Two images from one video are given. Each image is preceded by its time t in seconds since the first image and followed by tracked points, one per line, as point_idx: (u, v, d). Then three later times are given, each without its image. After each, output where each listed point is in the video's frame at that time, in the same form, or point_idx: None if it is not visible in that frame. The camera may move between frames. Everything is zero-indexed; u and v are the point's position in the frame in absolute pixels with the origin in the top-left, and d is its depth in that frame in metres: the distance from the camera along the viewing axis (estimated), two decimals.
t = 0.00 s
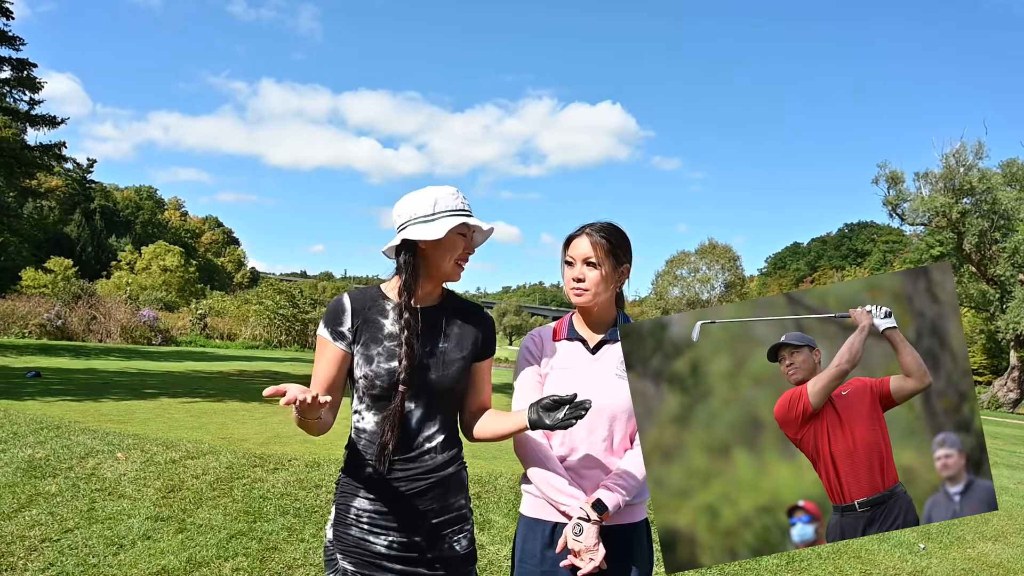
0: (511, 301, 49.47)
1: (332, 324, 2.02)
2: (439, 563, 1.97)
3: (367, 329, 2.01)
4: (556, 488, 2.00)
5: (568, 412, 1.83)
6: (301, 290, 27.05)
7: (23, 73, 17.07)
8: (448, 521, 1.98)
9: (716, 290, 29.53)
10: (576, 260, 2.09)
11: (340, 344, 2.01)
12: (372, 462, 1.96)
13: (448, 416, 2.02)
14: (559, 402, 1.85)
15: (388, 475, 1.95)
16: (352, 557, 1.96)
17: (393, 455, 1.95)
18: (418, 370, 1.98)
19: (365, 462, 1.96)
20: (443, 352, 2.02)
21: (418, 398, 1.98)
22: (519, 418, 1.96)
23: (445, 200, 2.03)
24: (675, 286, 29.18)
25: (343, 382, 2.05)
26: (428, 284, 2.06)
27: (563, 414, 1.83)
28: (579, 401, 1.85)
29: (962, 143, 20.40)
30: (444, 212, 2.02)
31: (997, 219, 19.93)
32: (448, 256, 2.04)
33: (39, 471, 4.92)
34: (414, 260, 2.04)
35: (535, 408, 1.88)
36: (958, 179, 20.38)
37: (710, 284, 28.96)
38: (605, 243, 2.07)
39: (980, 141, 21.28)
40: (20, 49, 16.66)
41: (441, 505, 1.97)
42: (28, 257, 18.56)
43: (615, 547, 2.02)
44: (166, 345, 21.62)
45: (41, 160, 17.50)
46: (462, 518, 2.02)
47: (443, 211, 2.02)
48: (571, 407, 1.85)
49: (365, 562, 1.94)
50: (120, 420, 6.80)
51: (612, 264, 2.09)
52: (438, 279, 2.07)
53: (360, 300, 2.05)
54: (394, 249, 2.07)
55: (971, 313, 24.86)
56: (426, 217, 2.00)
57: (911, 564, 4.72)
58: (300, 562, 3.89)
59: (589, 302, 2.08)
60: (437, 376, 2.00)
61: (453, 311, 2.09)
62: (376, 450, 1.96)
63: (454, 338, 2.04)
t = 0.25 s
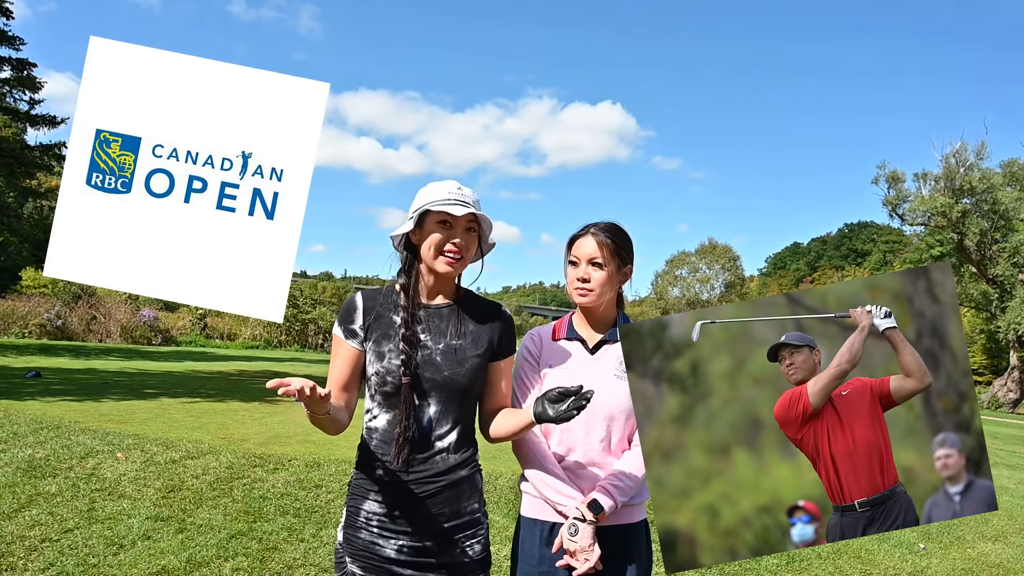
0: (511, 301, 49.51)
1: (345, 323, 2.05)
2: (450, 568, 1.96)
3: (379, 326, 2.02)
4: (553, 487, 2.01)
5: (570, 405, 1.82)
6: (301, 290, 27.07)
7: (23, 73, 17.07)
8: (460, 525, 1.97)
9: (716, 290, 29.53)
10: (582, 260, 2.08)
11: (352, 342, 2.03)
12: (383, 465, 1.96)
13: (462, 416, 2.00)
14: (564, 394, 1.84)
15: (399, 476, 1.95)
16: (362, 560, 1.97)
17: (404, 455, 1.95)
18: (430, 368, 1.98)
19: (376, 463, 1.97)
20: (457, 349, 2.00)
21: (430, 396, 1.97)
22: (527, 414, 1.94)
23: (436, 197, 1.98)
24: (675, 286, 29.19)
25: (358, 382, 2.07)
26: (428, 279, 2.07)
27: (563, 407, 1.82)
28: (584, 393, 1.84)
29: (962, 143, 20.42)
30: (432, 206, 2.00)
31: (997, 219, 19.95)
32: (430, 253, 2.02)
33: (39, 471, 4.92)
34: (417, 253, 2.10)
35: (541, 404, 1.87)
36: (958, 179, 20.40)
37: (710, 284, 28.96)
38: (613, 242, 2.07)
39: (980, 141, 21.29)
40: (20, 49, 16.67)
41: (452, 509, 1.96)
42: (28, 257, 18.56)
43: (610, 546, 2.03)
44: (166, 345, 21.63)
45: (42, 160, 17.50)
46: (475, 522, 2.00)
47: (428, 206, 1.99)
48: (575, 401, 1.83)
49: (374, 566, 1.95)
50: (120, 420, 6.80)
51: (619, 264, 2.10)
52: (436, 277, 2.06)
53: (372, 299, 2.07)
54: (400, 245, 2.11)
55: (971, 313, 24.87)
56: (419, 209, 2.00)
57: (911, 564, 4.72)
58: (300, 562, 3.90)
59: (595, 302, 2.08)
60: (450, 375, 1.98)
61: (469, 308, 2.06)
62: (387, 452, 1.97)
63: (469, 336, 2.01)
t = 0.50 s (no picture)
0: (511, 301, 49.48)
1: (359, 324, 2.09)
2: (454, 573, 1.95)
3: (391, 327, 2.04)
4: (557, 490, 2.00)
5: (582, 428, 1.79)
6: (301, 290, 27.09)
7: (23, 72, 17.06)
8: (466, 531, 1.95)
9: (716, 290, 29.52)
10: (584, 261, 2.08)
11: (365, 343, 2.06)
12: (390, 467, 1.97)
13: (473, 420, 1.98)
14: (575, 417, 1.81)
15: (406, 478, 1.95)
16: (366, 561, 1.98)
17: (412, 456, 1.96)
18: (440, 371, 1.97)
19: (383, 464, 1.98)
20: (468, 353, 1.98)
21: (439, 400, 1.96)
22: (535, 430, 1.92)
23: (436, 197, 1.98)
24: (675, 286, 29.18)
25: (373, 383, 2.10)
26: (437, 281, 2.07)
27: (573, 431, 1.79)
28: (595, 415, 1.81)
29: (963, 143, 20.41)
30: (430, 207, 2.01)
31: (997, 219, 19.95)
32: (430, 252, 2.02)
33: (39, 471, 4.92)
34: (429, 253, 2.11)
35: (554, 420, 1.84)
36: (958, 179, 20.41)
37: (710, 284, 28.95)
38: (614, 245, 2.08)
39: (980, 141, 21.28)
40: (20, 49, 16.66)
41: (458, 514, 1.95)
42: (28, 257, 18.54)
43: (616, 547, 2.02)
44: (166, 345, 21.64)
45: (42, 160, 17.50)
46: (483, 527, 1.98)
47: (426, 208, 2.00)
48: (587, 422, 1.81)
49: (378, 567, 1.96)
50: (120, 420, 6.80)
51: (618, 267, 2.11)
52: (444, 279, 2.05)
53: (386, 299, 2.09)
54: (412, 246, 2.14)
55: (971, 313, 24.87)
56: (420, 211, 2.03)
57: (911, 563, 4.72)
58: (300, 562, 3.90)
59: (595, 303, 2.09)
60: (460, 380, 1.96)
61: (484, 312, 2.05)
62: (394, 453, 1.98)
63: (481, 340, 1.99)
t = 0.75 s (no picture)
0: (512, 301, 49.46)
1: (367, 319, 2.08)
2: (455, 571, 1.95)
3: (399, 323, 2.03)
4: (560, 494, 1.99)
5: (585, 435, 1.76)
6: (302, 290, 27.11)
7: (23, 72, 17.07)
8: (469, 530, 1.95)
9: (716, 290, 29.50)
10: (587, 263, 2.07)
11: (373, 340, 2.05)
12: (395, 464, 1.97)
13: (479, 420, 1.97)
14: (578, 422, 1.79)
15: (410, 476, 1.95)
16: (369, 557, 1.97)
17: (417, 455, 1.95)
18: (447, 370, 1.96)
19: (389, 461, 1.98)
20: (476, 352, 1.97)
21: (446, 399, 1.96)
22: (541, 433, 1.91)
23: (443, 190, 1.99)
24: (675, 286, 29.16)
25: (380, 379, 2.09)
26: (445, 277, 2.06)
27: (576, 436, 1.77)
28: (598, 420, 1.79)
29: (963, 144, 20.40)
30: (438, 201, 2.01)
31: (997, 219, 19.96)
32: (437, 247, 2.02)
33: (39, 471, 4.92)
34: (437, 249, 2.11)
35: (560, 425, 1.81)
36: (958, 179, 20.40)
37: (710, 284, 28.94)
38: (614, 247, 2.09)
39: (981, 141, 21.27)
40: (20, 49, 16.67)
41: (462, 514, 1.95)
42: (28, 257, 18.54)
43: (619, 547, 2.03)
44: (166, 345, 21.65)
45: (42, 160, 17.50)
46: (486, 526, 1.98)
47: (433, 202, 2.01)
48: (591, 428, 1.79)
49: (380, 564, 1.96)
50: (120, 420, 6.80)
51: (618, 269, 2.12)
52: (451, 276, 2.04)
53: (395, 296, 2.09)
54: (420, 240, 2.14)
55: (971, 313, 24.86)
56: (427, 205, 2.03)
57: (912, 564, 4.72)
58: (300, 562, 3.90)
59: (597, 305, 2.08)
60: (467, 379, 1.95)
61: (492, 310, 2.03)
62: (399, 451, 1.97)
63: (490, 339, 1.98)
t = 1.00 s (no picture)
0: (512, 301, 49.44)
1: (369, 318, 2.07)
2: (457, 568, 1.95)
3: (402, 322, 2.03)
4: (562, 493, 1.99)
5: (592, 427, 1.78)
6: (302, 290, 27.12)
7: (23, 73, 17.07)
8: (470, 527, 1.96)
9: (716, 290, 29.47)
10: (592, 264, 2.06)
11: (376, 339, 2.05)
12: (397, 462, 1.97)
13: (481, 419, 1.98)
14: (585, 413, 1.80)
15: (413, 473, 1.95)
16: (370, 555, 1.97)
17: (420, 453, 1.95)
18: (450, 368, 1.96)
19: (391, 459, 1.98)
20: (478, 351, 1.97)
21: (448, 397, 1.96)
22: (545, 429, 1.91)
23: (445, 193, 1.99)
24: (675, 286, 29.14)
25: (383, 378, 2.09)
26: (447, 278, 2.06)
27: (583, 427, 1.78)
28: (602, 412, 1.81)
29: (964, 144, 20.37)
30: (439, 204, 2.01)
31: (997, 219, 19.96)
32: (437, 249, 2.02)
33: (39, 471, 4.92)
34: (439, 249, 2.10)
35: (566, 418, 1.82)
36: (959, 179, 20.38)
37: (710, 284, 28.93)
38: (617, 249, 2.09)
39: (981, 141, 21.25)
40: (20, 49, 16.67)
41: (464, 511, 1.95)
42: (28, 257, 18.53)
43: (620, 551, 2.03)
44: (166, 345, 21.65)
45: (42, 160, 17.49)
46: (487, 524, 1.99)
47: (433, 206, 2.01)
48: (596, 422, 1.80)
49: (381, 562, 1.95)
50: (120, 420, 6.80)
51: (621, 270, 2.11)
52: (452, 277, 2.04)
53: (398, 294, 2.08)
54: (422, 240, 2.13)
55: (971, 313, 24.86)
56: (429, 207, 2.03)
57: (911, 564, 4.72)
58: (300, 562, 3.90)
59: (601, 308, 2.07)
60: (470, 378, 1.95)
61: (494, 310, 2.03)
62: (402, 449, 1.97)
63: (493, 338, 1.98)
